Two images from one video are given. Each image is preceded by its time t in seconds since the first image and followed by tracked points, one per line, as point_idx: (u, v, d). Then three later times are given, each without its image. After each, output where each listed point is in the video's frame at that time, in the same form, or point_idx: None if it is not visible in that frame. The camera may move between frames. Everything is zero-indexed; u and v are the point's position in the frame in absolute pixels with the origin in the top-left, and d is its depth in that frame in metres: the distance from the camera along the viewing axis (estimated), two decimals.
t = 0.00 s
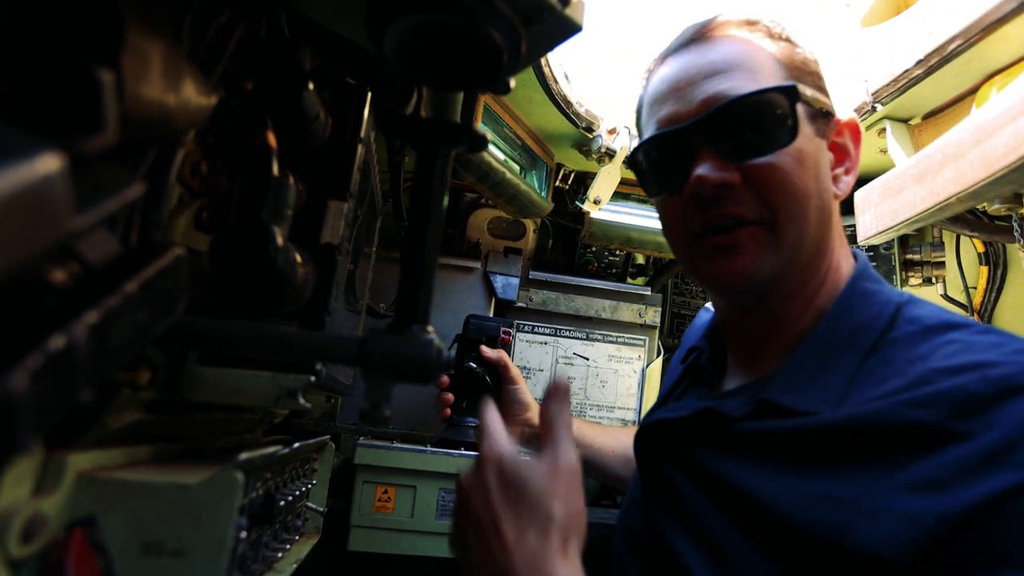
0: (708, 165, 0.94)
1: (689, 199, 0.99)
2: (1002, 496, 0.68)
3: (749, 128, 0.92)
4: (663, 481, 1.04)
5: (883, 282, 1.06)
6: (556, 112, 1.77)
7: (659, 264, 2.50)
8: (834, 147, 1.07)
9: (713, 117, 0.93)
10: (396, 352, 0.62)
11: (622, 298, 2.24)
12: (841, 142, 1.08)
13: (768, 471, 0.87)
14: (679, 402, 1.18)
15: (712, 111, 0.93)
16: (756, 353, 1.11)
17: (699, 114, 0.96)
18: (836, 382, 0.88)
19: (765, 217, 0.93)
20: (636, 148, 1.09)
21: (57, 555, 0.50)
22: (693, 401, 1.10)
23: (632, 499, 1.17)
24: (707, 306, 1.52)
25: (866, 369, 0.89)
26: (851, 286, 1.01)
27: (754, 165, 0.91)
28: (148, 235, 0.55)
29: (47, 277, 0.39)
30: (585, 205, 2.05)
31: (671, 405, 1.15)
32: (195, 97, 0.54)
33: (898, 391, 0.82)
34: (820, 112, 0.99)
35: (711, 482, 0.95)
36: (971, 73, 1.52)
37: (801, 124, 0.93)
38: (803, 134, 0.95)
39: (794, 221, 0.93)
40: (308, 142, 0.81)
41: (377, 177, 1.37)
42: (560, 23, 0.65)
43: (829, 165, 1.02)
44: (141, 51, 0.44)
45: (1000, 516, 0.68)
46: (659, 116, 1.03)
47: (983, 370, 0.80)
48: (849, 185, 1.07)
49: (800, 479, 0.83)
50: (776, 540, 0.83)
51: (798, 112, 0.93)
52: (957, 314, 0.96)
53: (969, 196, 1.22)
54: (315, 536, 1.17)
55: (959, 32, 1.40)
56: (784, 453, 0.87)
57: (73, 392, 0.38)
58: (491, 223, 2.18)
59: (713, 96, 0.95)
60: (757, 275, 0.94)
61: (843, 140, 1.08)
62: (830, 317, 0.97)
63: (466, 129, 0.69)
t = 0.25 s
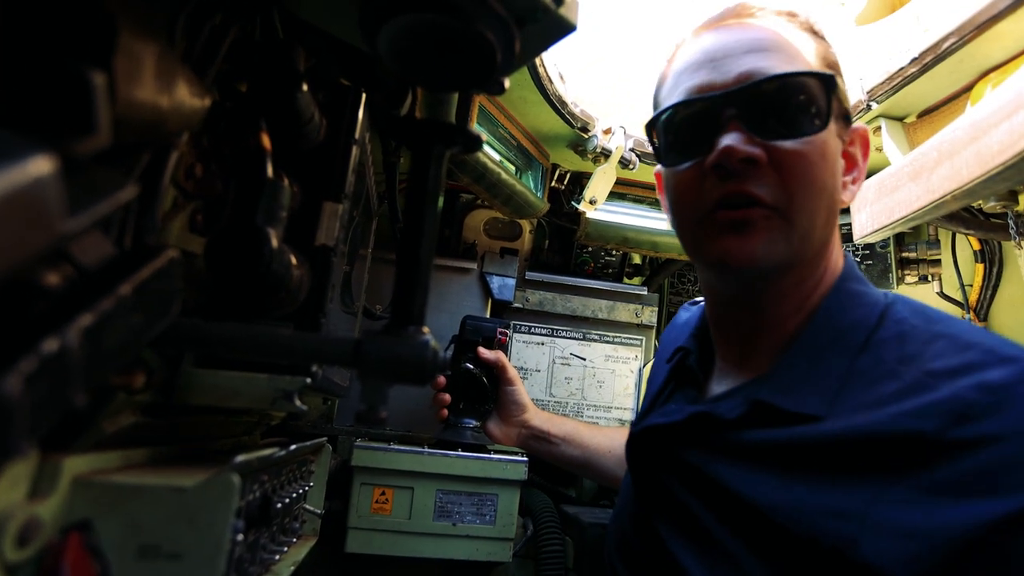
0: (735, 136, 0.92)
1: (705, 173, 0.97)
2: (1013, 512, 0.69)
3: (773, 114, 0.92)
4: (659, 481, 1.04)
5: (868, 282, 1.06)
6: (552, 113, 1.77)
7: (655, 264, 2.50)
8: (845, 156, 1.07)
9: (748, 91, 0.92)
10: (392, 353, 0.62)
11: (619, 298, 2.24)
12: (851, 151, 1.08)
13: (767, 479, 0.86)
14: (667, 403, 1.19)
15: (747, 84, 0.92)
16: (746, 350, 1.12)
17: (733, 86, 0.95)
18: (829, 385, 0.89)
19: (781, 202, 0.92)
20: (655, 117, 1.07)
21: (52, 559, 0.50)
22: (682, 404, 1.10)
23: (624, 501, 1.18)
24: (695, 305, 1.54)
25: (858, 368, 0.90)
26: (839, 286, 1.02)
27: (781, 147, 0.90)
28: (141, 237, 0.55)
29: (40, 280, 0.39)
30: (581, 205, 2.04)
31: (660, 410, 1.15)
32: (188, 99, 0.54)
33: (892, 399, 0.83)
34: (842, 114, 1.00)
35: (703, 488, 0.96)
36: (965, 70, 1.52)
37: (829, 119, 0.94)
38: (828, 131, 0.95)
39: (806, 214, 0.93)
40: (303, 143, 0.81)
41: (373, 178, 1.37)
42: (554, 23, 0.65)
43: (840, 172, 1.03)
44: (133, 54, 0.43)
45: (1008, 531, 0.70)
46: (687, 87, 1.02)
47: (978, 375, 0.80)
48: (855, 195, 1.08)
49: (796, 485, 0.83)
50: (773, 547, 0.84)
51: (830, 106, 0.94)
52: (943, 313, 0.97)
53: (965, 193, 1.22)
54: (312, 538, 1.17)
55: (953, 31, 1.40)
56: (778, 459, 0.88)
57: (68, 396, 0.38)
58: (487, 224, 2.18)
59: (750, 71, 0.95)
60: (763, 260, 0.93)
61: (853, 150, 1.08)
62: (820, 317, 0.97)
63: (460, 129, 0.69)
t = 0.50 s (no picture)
0: (741, 144, 0.91)
1: (707, 180, 0.97)
2: (998, 509, 0.68)
3: (780, 116, 0.90)
4: (656, 482, 1.04)
5: (860, 284, 1.06)
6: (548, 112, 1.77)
7: (651, 264, 2.50)
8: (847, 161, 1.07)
9: (756, 98, 0.90)
10: (386, 353, 0.61)
11: (615, 298, 2.24)
12: (852, 158, 1.08)
13: (758, 483, 0.87)
14: (661, 404, 1.19)
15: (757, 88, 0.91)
16: (742, 350, 1.12)
17: (743, 90, 0.94)
18: (823, 385, 0.89)
19: (783, 211, 0.92)
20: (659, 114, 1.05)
21: (47, 559, 0.50)
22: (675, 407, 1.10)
23: (617, 501, 1.19)
24: (688, 305, 1.54)
25: (850, 370, 0.90)
26: (832, 288, 1.02)
27: (786, 158, 0.90)
28: (134, 238, 0.54)
29: (31, 280, 0.39)
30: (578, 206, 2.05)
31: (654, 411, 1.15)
32: (181, 98, 0.53)
33: (883, 402, 0.83)
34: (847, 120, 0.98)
35: (692, 491, 0.97)
36: (961, 70, 1.52)
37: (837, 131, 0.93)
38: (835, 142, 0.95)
39: (806, 222, 0.93)
40: (297, 143, 0.81)
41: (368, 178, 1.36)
42: (550, 22, 0.65)
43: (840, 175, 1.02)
44: (125, 53, 0.43)
45: (993, 527, 0.69)
46: (694, 84, 1.00)
47: (964, 379, 0.80)
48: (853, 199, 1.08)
49: (787, 489, 0.83)
50: (761, 548, 0.84)
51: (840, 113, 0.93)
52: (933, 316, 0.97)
53: (960, 193, 1.22)
54: (309, 539, 1.17)
55: (949, 30, 1.40)
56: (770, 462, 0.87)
57: (60, 396, 0.38)
58: (483, 224, 2.18)
59: (761, 76, 0.94)
60: (763, 266, 0.94)
61: (856, 153, 1.07)
62: (813, 318, 0.98)
63: (456, 129, 0.69)
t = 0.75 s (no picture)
0: (730, 148, 0.92)
1: (698, 183, 0.97)
2: (1001, 508, 0.69)
3: (768, 117, 0.90)
4: (653, 482, 1.04)
5: (856, 284, 1.07)
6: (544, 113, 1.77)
7: (648, 264, 2.50)
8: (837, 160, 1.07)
9: (744, 100, 0.91)
10: (382, 354, 0.61)
11: (612, 298, 2.24)
12: (842, 156, 1.08)
13: (756, 483, 0.87)
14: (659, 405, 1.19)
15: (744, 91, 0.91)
16: (737, 350, 1.12)
17: (732, 93, 0.94)
18: (820, 385, 0.89)
19: (773, 212, 0.92)
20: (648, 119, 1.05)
21: (42, 562, 0.50)
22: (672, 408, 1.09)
23: (615, 502, 1.19)
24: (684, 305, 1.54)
25: (846, 369, 0.90)
26: (827, 288, 1.03)
27: (775, 159, 0.90)
28: (128, 239, 0.54)
29: (24, 282, 0.39)
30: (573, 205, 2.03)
31: (651, 412, 1.15)
32: (175, 99, 0.53)
33: (880, 402, 0.83)
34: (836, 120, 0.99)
35: (689, 491, 0.97)
36: (958, 69, 1.53)
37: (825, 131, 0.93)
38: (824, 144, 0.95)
39: (797, 223, 0.93)
40: (293, 144, 0.81)
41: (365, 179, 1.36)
42: (545, 23, 0.65)
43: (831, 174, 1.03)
44: (119, 54, 0.43)
45: (995, 530, 0.69)
46: (682, 88, 1.01)
47: (962, 380, 0.80)
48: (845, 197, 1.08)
49: (786, 489, 0.83)
50: (760, 549, 0.84)
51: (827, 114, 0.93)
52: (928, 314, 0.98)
53: (957, 192, 1.22)
54: (305, 541, 1.17)
55: (945, 29, 1.41)
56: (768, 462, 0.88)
57: (54, 399, 0.38)
58: (480, 225, 2.18)
59: (748, 78, 0.94)
60: (755, 268, 0.94)
61: (846, 151, 1.08)
62: (809, 318, 0.98)
63: (452, 130, 0.69)
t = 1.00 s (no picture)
0: (702, 154, 0.93)
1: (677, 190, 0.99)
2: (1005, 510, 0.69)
3: (747, 119, 0.92)
4: (650, 480, 1.04)
5: (850, 282, 1.07)
6: (542, 112, 1.77)
7: (646, 263, 2.50)
8: (828, 155, 1.08)
9: (716, 105, 0.92)
10: (379, 353, 0.61)
11: (610, 297, 2.24)
12: (834, 150, 1.08)
13: (753, 482, 0.87)
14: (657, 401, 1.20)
15: (714, 99, 0.92)
16: (730, 349, 1.13)
17: (704, 100, 0.95)
18: (814, 384, 0.89)
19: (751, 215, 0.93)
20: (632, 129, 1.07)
21: (39, 561, 0.50)
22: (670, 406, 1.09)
23: (613, 501, 1.19)
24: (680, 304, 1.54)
25: (840, 368, 0.90)
26: (821, 286, 1.03)
27: (750, 162, 0.91)
28: (125, 238, 0.54)
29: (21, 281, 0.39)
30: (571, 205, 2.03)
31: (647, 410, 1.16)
32: (172, 98, 0.53)
33: (874, 402, 0.83)
34: (820, 114, 0.99)
35: (690, 486, 0.96)
36: (956, 67, 1.53)
37: (802, 127, 0.94)
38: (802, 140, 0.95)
39: (780, 225, 0.93)
40: (290, 143, 0.81)
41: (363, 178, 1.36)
42: (542, 21, 0.65)
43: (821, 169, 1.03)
44: (115, 52, 0.43)
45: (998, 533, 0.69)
46: (659, 97, 1.02)
47: (957, 378, 0.80)
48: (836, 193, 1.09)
49: (783, 488, 0.84)
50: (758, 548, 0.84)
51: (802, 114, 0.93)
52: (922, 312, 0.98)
53: (955, 191, 1.22)
54: (304, 539, 1.17)
55: (942, 27, 1.41)
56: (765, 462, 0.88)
57: (52, 397, 0.38)
58: (477, 224, 2.18)
59: (720, 83, 0.94)
60: (738, 271, 0.95)
61: (837, 146, 1.08)
62: (803, 317, 0.98)
63: (448, 128, 0.69)
